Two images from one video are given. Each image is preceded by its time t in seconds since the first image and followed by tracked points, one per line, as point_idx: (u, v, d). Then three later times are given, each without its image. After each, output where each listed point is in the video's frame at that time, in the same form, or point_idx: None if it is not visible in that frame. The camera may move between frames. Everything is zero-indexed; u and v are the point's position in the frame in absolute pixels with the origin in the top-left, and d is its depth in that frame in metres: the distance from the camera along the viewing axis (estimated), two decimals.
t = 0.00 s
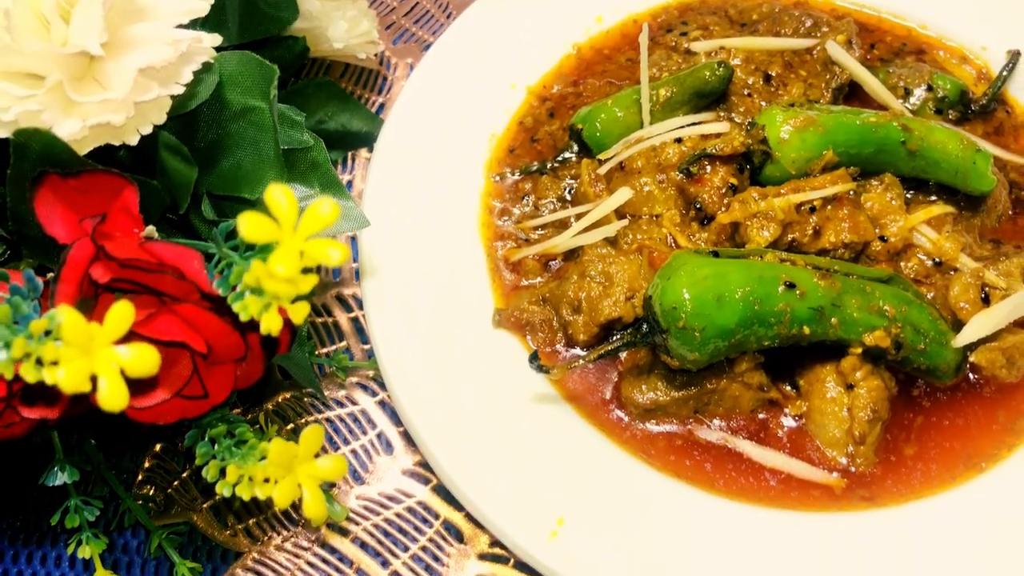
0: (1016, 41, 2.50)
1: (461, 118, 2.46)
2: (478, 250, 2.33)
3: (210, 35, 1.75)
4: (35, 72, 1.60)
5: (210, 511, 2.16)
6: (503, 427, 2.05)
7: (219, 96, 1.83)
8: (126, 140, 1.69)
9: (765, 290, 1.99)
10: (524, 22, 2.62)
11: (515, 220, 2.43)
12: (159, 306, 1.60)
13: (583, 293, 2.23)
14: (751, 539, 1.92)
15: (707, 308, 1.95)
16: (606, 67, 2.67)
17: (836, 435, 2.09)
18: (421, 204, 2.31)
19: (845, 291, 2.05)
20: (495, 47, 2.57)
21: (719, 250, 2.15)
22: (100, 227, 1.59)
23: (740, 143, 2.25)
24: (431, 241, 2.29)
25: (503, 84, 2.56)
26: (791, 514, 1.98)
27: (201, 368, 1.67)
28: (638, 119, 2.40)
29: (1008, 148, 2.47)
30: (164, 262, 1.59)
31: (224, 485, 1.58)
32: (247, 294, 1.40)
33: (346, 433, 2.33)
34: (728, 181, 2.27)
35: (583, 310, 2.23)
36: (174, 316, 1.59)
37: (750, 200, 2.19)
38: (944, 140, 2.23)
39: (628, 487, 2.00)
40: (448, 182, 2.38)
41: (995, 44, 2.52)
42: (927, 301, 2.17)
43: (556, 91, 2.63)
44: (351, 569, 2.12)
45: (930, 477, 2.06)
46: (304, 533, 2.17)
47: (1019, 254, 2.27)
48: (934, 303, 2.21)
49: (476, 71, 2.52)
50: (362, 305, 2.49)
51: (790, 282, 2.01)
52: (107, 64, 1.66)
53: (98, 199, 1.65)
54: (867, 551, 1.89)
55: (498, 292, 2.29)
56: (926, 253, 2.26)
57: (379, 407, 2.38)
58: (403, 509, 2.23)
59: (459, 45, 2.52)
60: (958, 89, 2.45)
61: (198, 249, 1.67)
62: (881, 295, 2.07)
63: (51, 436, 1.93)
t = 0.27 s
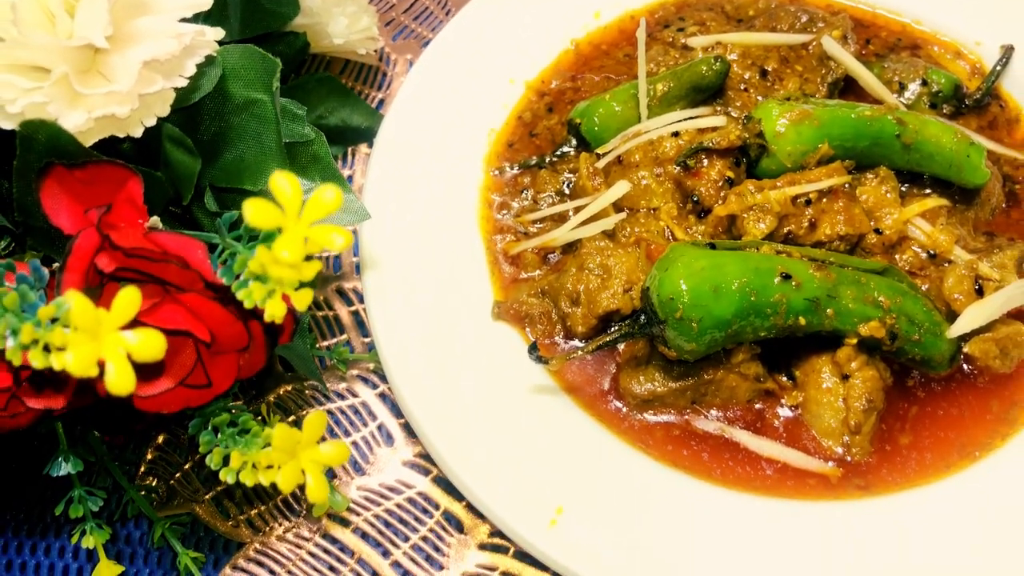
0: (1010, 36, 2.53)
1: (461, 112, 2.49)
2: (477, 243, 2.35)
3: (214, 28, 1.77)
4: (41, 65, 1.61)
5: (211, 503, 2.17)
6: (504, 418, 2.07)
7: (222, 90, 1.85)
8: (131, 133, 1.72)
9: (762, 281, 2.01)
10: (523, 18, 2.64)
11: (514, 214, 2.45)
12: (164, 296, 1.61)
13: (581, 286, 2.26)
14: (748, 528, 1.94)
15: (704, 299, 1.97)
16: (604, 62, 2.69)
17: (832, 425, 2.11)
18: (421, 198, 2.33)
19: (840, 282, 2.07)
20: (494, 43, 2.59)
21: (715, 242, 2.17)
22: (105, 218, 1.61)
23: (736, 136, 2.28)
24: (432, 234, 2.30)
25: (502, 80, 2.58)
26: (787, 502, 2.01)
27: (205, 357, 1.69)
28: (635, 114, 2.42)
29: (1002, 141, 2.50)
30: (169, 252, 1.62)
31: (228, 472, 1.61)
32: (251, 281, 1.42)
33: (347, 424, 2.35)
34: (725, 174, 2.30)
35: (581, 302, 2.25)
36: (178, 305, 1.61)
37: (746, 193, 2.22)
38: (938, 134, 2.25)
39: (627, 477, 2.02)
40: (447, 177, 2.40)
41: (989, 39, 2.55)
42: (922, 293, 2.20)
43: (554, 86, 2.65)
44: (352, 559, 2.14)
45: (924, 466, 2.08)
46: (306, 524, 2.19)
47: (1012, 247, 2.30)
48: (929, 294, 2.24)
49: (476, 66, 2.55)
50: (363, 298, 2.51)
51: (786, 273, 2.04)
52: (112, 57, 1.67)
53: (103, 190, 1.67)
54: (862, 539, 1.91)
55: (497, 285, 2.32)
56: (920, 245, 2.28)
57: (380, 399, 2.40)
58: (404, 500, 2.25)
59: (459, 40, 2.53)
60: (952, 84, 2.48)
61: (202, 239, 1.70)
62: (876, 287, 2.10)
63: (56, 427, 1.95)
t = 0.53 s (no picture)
0: (990, 33, 2.57)
1: (450, 109, 2.52)
2: (467, 237, 2.39)
3: (205, 25, 1.81)
4: (35, 61, 1.65)
5: (205, 494, 2.19)
6: (493, 408, 2.10)
7: (214, 85, 1.89)
8: (124, 127, 1.75)
9: (745, 272, 2.05)
10: (512, 16, 2.69)
11: (503, 209, 2.49)
12: (157, 286, 1.64)
13: (569, 278, 2.29)
14: (732, 515, 1.98)
15: (688, 290, 2.01)
16: (592, 59, 2.73)
17: (815, 414, 2.15)
18: (411, 193, 2.36)
19: (822, 273, 2.11)
20: (483, 41, 2.63)
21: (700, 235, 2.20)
22: (99, 210, 1.64)
23: (720, 131, 2.33)
24: (422, 229, 2.34)
25: (491, 77, 2.62)
26: (771, 489, 2.04)
27: (198, 347, 1.73)
28: (622, 109, 2.46)
29: (983, 136, 2.53)
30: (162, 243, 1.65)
31: (221, 460, 1.64)
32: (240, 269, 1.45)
33: (339, 416, 2.37)
34: (710, 168, 2.34)
35: (569, 295, 2.29)
36: (170, 295, 1.65)
37: (730, 186, 2.26)
38: (918, 128, 2.30)
39: (615, 467, 2.06)
40: (437, 172, 2.44)
41: (970, 36, 2.60)
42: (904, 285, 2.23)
43: (543, 83, 2.69)
44: (344, 548, 2.16)
45: (906, 454, 2.12)
46: (299, 514, 2.23)
47: (992, 239, 2.35)
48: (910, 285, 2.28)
49: (465, 64, 2.58)
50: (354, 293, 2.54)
51: (769, 265, 2.07)
52: (106, 52, 1.71)
53: (96, 183, 1.71)
54: (844, 524, 1.95)
55: (486, 279, 2.35)
56: (902, 238, 2.32)
57: (371, 391, 2.44)
58: (395, 490, 2.29)
59: (448, 38, 2.57)
60: (934, 81, 2.53)
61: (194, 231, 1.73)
62: (857, 278, 2.14)
63: (51, 419, 1.98)
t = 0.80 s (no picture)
0: (960, 28, 2.63)
1: (432, 105, 2.57)
2: (448, 230, 2.43)
3: (187, 21, 1.85)
4: (18, 55, 1.69)
5: (191, 482, 2.23)
6: (472, 395, 2.15)
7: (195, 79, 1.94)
8: (108, 119, 1.80)
9: (716, 261, 2.10)
10: (492, 14, 2.74)
11: (483, 202, 2.54)
12: (138, 274, 1.69)
13: (547, 269, 2.34)
14: (706, 497, 2.02)
15: (661, 279, 2.06)
16: (572, 56, 2.78)
17: (787, 400, 2.19)
18: (393, 186, 2.41)
19: (792, 262, 2.16)
20: (464, 38, 2.68)
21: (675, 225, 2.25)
22: (81, 199, 1.69)
23: (695, 124, 2.38)
24: (403, 221, 2.38)
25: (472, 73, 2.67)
26: (743, 473, 2.09)
27: (180, 334, 1.77)
28: (600, 104, 2.51)
29: (954, 130, 2.57)
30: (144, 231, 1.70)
31: (202, 442, 1.69)
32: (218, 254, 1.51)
33: (323, 406, 2.42)
34: (685, 161, 2.40)
35: (548, 285, 2.33)
36: (152, 283, 1.69)
37: (703, 178, 2.32)
38: (889, 120, 2.35)
39: (592, 452, 2.10)
40: (419, 166, 2.48)
41: (941, 31, 2.65)
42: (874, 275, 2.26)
43: (523, 79, 2.74)
44: (328, 535, 2.20)
45: (877, 438, 2.16)
46: (283, 502, 2.26)
47: (962, 230, 2.40)
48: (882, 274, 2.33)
49: (446, 60, 2.63)
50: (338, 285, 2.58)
51: (741, 254, 2.12)
52: (89, 47, 1.75)
53: (79, 174, 1.75)
54: (814, 505, 1.98)
55: (467, 270, 2.40)
56: (874, 228, 2.36)
57: (355, 382, 2.47)
58: (378, 478, 2.32)
59: (429, 35, 2.62)
60: (905, 75, 2.56)
61: (176, 221, 1.79)
62: (828, 267, 2.19)
63: (38, 408, 2.02)
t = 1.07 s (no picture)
0: (937, 25, 2.67)
1: (417, 101, 2.60)
2: (432, 224, 2.46)
3: (172, 19, 1.88)
4: (4, 52, 1.72)
5: (179, 476, 2.25)
6: (455, 386, 2.17)
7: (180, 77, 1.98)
8: (93, 115, 1.83)
9: (695, 254, 2.13)
10: (477, 13, 2.78)
11: (468, 198, 2.58)
12: (124, 266, 1.71)
13: (530, 264, 2.38)
14: (687, 485, 2.04)
15: (641, 271, 2.09)
16: (556, 55, 2.82)
17: (767, 390, 2.22)
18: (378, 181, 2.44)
19: (770, 254, 2.19)
20: (449, 37, 2.71)
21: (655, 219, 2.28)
22: (66, 193, 1.72)
23: (675, 120, 2.41)
24: (388, 215, 2.41)
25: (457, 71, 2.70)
26: (723, 462, 2.11)
27: (165, 326, 1.79)
28: (583, 101, 2.55)
29: (931, 125, 2.62)
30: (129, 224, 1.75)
31: (186, 432, 1.73)
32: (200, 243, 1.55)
33: (310, 401, 2.45)
34: (666, 157, 2.43)
35: (531, 279, 2.37)
36: (137, 274, 1.71)
37: (683, 172, 2.36)
38: (867, 116, 2.37)
39: (574, 441, 2.12)
40: (404, 161, 2.51)
41: (920, 28, 2.69)
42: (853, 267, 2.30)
43: (508, 77, 2.78)
44: (315, 527, 2.22)
45: (855, 428, 2.19)
46: (271, 495, 2.27)
47: (938, 223, 2.44)
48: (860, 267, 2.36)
49: (431, 58, 2.67)
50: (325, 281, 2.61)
51: (719, 246, 2.16)
52: (74, 45, 1.78)
53: (64, 168, 1.79)
54: (793, 491, 2.01)
55: (451, 264, 2.43)
56: (852, 222, 2.40)
57: (341, 376, 2.50)
58: (364, 471, 2.34)
59: (415, 34, 2.66)
60: (884, 72, 2.61)
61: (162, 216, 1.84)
62: (806, 259, 2.22)
63: (26, 401, 2.05)
